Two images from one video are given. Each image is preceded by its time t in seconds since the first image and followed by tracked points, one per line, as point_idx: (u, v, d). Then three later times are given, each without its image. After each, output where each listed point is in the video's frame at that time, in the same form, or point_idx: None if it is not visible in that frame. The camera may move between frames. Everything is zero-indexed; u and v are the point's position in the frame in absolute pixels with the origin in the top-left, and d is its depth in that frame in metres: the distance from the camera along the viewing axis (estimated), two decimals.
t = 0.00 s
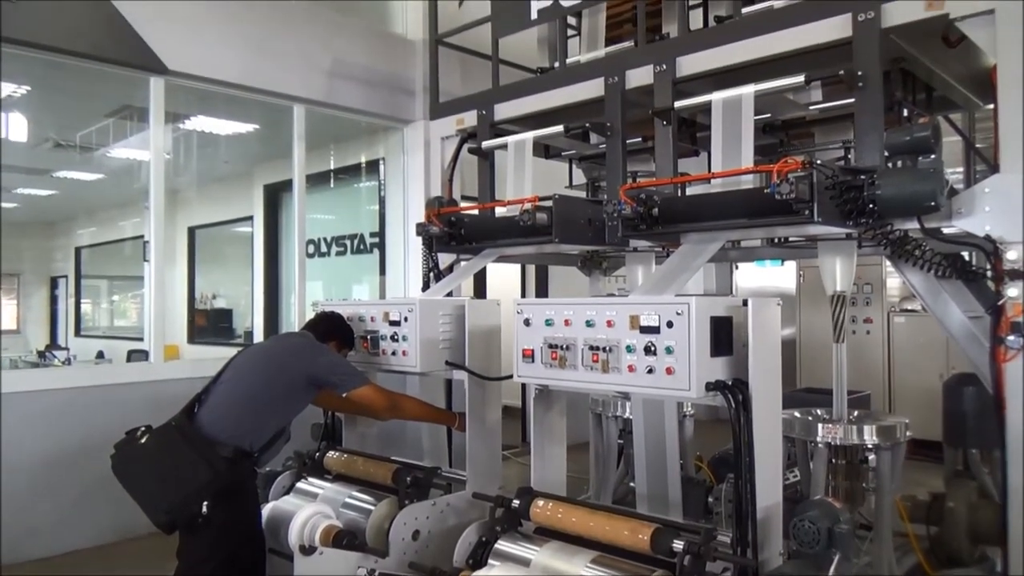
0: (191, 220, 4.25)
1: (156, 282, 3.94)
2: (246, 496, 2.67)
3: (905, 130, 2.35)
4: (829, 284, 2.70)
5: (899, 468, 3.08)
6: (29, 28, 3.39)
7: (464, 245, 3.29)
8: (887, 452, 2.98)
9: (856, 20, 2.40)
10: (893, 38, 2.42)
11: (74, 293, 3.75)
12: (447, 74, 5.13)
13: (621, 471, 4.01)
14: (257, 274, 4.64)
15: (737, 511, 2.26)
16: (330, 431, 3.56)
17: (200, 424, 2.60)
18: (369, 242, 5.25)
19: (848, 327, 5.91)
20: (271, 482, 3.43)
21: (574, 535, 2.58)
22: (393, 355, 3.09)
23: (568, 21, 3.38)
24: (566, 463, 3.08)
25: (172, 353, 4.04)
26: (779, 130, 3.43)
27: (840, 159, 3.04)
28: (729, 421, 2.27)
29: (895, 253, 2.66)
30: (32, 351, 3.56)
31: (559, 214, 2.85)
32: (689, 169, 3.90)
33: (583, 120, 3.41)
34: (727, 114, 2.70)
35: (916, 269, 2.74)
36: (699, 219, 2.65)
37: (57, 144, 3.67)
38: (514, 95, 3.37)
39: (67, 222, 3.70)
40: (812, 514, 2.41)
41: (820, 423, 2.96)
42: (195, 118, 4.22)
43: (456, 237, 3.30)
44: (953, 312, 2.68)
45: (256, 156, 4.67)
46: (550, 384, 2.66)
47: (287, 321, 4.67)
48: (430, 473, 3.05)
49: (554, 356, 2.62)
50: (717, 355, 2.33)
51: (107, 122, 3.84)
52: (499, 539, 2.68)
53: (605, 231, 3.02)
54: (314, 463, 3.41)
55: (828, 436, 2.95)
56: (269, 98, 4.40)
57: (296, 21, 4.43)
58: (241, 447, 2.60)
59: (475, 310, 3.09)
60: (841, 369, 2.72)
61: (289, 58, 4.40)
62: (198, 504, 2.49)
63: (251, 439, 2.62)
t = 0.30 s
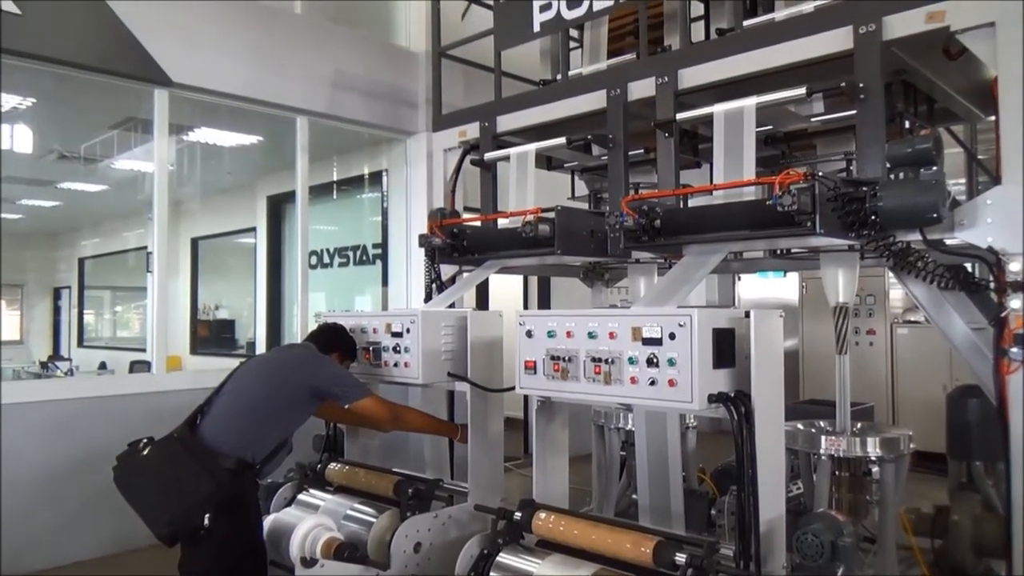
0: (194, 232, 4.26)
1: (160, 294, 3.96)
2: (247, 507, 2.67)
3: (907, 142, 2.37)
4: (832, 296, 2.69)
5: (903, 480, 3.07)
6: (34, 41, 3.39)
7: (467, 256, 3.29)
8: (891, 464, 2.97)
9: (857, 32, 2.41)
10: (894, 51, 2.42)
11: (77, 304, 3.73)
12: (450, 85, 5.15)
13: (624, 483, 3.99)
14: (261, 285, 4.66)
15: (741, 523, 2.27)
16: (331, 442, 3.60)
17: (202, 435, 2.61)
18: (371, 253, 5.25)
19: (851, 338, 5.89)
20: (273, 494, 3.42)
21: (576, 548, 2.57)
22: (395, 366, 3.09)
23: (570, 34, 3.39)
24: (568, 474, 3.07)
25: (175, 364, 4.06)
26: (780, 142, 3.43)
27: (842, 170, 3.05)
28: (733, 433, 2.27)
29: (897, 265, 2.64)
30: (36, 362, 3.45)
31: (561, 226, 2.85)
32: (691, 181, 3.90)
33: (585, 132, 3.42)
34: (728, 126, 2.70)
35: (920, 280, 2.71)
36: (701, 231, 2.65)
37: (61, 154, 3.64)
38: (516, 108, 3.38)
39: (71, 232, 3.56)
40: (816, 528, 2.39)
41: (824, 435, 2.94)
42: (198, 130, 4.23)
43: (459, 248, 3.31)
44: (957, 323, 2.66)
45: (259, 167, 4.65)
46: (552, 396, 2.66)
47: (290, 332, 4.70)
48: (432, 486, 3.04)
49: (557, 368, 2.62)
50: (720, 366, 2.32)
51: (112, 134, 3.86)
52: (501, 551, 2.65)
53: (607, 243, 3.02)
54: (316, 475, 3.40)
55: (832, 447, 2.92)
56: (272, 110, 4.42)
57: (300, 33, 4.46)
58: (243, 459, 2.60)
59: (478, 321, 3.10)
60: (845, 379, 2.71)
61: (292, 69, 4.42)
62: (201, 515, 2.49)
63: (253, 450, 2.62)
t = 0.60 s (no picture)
0: (197, 243, 4.25)
1: (163, 305, 3.94)
2: (250, 522, 2.65)
3: (909, 156, 2.33)
4: (834, 309, 2.68)
5: (907, 496, 3.05)
6: (43, 55, 3.45)
7: (470, 269, 3.29)
8: (894, 478, 2.96)
9: (859, 47, 2.41)
10: (896, 66, 2.43)
11: (81, 315, 3.82)
12: (453, 98, 5.17)
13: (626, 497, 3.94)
14: (265, 296, 4.66)
15: (743, 538, 2.25)
16: (333, 454, 3.62)
17: (204, 446, 2.61)
18: (374, 265, 5.26)
19: (855, 352, 5.87)
20: (274, 507, 3.42)
21: (577, 563, 2.55)
22: (397, 378, 3.09)
23: (574, 48, 3.41)
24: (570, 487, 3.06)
25: (177, 375, 4.05)
26: (783, 155, 3.43)
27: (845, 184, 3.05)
28: (735, 448, 2.27)
29: (900, 279, 2.64)
30: (38, 373, 3.56)
31: (564, 239, 2.86)
32: (694, 194, 3.90)
33: (588, 145, 3.43)
34: (731, 140, 2.70)
35: (922, 294, 2.68)
36: (704, 245, 2.65)
37: (67, 167, 3.71)
38: (519, 121, 3.40)
39: (75, 243, 3.76)
40: (819, 545, 2.38)
41: (827, 450, 2.92)
42: (204, 142, 4.25)
43: (462, 261, 3.31)
44: (959, 337, 2.61)
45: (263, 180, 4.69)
46: (554, 410, 2.65)
47: (292, 344, 4.67)
48: (434, 499, 3.04)
49: (559, 381, 2.62)
50: (723, 380, 2.32)
51: (117, 145, 3.87)
52: (503, 565, 2.66)
53: (610, 256, 3.02)
54: (317, 487, 3.39)
55: (835, 462, 2.89)
56: (277, 122, 4.44)
57: (305, 46, 4.49)
58: (245, 471, 2.60)
59: (480, 333, 3.10)
60: (846, 395, 2.69)
61: (296, 82, 4.45)
62: (202, 529, 2.47)
63: (256, 463, 2.62)
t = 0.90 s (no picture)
0: (201, 256, 4.25)
1: (166, 316, 3.95)
2: (251, 535, 2.64)
3: (913, 171, 2.29)
4: (839, 324, 2.68)
5: (913, 513, 3.02)
6: (51, 67, 3.48)
7: (473, 282, 3.29)
8: (899, 495, 2.94)
9: (862, 62, 2.42)
10: (899, 81, 2.44)
11: (84, 326, 3.79)
12: (457, 112, 5.20)
13: (629, 511, 4.01)
14: (268, 307, 4.61)
15: (747, 553, 2.26)
16: (335, 468, 3.60)
17: (205, 459, 2.60)
18: (378, 277, 5.27)
19: (858, 367, 5.85)
20: (275, 520, 3.44)
21: None
22: (400, 392, 3.09)
23: (577, 62, 3.43)
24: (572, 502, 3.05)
25: (180, 389, 4.04)
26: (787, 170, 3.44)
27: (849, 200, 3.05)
28: (739, 463, 2.26)
29: (904, 293, 2.62)
30: (41, 385, 3.57)
31: (567, 252, 2.86)
32: (697, 208, 3.91)
33: (591, 159, 3.44)
34: (734, 154, 2.71)
35: (926, 308, 2.67)
36: (707, 259, 2.65)
37: (73, 179, 3.72)
38: (523, 135, 3.41)
39: (80, 254, 3.77)
40: (823, 561, 2.36)
41: (831, 465, 2.90)
42: (209, 154, 4.27)
43: (464, 273, 3.31)
44: (964, 352, 2.63)
45: (268, 193, 4.65)
46: (557, 424, 2.64)
47: (294, 356, 4.69)
48: (436, 512, 3.01)
49: (561, 395, 2.61)
50: (726, 395, 2.31)
51: (123, 158, 3.89)
52: None
53: (613, 270, 3.02)
54: (318, 501, 3.38)
55: (839, 478, 2.88)
56: (282, 135, 4.48)
57: (310, 60, 4.53)
58: (246, 484, 2.59)
59: (482, 347, 3.10)
60: (852, 411, 2.70)
61: (301, 95, 4.47)
62: (203, 542, 2.46)
63: (257, 476, 2.60)
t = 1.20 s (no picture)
0: (204, 268, 4.25)
1: (168, 329, 3.95)
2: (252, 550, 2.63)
3: (915, 188, 2.35)
4: (841, 340, 2.67)
5: (916, 531, 3.00)
6: (58, 80, 3.51)
7: (474, 295, 3.29)
8: (902, 512, 2.91)
9: (864, 79, 2.43)
10: (901, 97, 2.44)
11: (86, 338, 3.81)
12: (460, 126, 5.22)
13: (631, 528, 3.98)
14: (269, 319, 4.61)
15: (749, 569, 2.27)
16: (335, 482, 3.60)
17: (206, 472, 2.59)
18: (380, 291, 5.27)
19: (861, 383, 5.83)
20: (275, 534, 3.42)
21: None
22: (401, 406, 3.08)
23: (580, 77, 3.45)
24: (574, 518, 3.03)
25: (181, 401, 4.05)
26: (789, 186, 3.44)
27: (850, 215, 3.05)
28: (740, 479, 2.25)
29: (906, 309, 2.60)
30: (41, 397, 3.58)
31: (568, 267, 2.86)
32: (699, 224, 3.91)
33: (594, 174, 3.44)
34: (736, 170, 2.71)
35: (929, 325, 2.67)
36: (709, 274, 2.65)
37: (77, 191, 3.75)
38: (526, 150, 3.42)
39: (82, 267, 3.81)
40: None
41: (833, 481, 2.89)
42: (212, 168, 4.29)
43: (466, 287, 3.31)
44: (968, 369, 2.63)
45: (272, 207, 4.69)
46: (558, 439, 2.63)
47: (295, 369, 4.69)
48: (436, 528, 3.01)
49: (562, 411, 2.60)
50: (728, 411, 2.30)
51: (127, 170, 3.90)
52: None
53: (615, 284, 3.02)
54: (318, 515, 3.37)
55: (842, 494, 2.86)
56: (286, 149, 4.51)
57: (314, 73, 4.56)
58: (246, 498, 2.58)
59: (484, 361, 3.10)
60: (854, 428, 2.68)
61: (305, 109, 4.50)
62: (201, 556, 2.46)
63: (257, 490, 2.60)
